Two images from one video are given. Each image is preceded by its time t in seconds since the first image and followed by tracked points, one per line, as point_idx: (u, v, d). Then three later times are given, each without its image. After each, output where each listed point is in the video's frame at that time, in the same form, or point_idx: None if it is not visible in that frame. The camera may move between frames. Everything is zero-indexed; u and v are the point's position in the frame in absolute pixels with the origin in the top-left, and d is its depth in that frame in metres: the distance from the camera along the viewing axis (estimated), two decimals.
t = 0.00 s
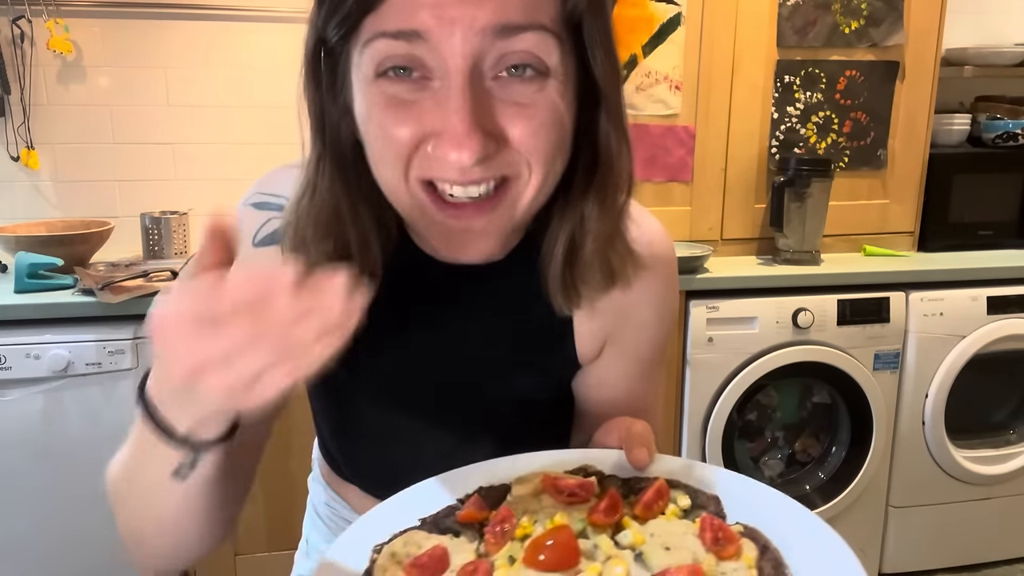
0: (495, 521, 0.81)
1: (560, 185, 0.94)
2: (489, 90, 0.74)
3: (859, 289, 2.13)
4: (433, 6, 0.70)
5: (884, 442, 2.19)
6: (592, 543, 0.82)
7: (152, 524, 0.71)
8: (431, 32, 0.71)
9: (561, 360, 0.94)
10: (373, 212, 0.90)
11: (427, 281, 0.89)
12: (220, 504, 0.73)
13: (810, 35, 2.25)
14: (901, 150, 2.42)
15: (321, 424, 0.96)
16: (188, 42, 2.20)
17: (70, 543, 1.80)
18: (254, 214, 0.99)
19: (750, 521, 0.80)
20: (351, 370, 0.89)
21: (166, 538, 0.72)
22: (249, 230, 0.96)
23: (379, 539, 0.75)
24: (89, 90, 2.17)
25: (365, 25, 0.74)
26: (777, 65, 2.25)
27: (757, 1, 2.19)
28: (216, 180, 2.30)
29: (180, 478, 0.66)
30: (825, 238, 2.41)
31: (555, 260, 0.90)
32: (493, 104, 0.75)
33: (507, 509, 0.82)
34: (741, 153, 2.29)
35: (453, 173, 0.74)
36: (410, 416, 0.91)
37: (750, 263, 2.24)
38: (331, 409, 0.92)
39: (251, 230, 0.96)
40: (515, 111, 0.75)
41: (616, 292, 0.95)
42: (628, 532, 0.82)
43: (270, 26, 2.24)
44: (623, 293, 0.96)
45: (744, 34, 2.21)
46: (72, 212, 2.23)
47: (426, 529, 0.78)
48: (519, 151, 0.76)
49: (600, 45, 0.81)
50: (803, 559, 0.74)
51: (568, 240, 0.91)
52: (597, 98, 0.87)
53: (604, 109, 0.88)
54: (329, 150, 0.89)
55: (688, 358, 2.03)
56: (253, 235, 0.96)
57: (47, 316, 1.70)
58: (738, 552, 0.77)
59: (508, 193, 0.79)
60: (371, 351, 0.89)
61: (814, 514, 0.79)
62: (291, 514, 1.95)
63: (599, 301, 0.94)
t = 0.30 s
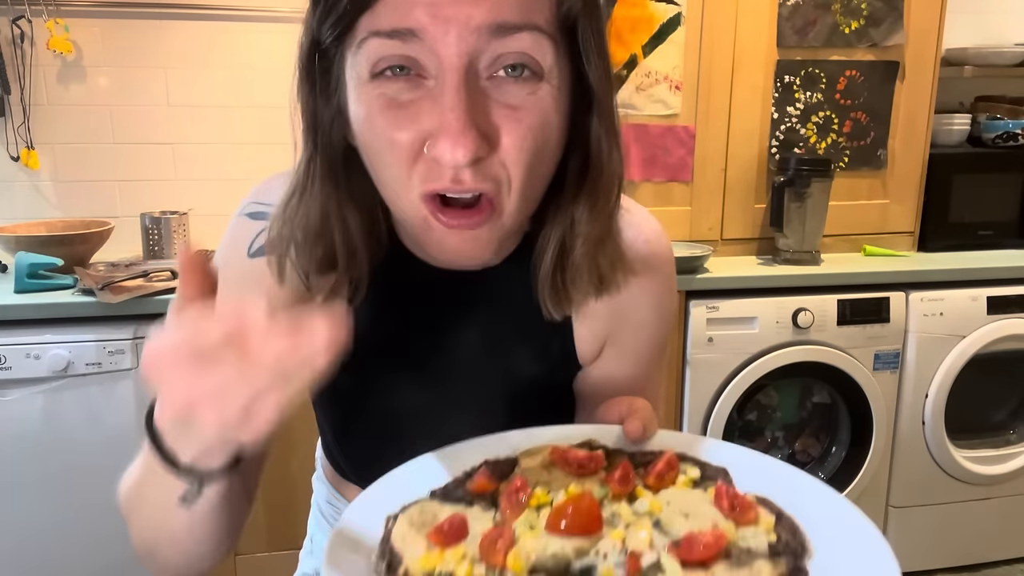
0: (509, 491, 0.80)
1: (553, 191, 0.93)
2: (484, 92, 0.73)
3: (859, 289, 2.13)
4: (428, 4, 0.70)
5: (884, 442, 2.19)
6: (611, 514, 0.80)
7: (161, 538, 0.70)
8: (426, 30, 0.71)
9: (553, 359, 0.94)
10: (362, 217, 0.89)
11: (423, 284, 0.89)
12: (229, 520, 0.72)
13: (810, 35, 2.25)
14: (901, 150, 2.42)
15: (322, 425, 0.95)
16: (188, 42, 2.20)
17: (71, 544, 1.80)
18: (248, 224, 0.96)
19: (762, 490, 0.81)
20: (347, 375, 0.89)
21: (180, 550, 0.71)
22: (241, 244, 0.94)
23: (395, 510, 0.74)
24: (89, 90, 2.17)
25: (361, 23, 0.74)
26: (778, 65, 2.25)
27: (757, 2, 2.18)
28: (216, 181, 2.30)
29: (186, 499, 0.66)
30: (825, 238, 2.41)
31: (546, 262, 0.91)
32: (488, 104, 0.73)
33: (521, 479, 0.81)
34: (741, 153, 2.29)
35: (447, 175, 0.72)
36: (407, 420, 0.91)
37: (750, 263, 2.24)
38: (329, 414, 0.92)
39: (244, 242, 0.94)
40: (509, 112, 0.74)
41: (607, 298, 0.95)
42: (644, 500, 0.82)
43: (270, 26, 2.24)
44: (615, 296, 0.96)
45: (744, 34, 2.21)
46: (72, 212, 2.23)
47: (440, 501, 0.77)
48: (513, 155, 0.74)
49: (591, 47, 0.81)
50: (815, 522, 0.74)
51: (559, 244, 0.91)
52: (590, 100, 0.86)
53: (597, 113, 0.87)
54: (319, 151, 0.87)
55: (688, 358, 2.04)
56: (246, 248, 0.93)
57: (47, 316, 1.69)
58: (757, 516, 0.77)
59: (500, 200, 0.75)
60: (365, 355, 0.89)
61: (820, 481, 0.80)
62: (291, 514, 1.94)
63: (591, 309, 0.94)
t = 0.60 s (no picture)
0: (516, 485, 0.81)
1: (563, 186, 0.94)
2: (515, 98, 0.71)
3: (859, 289, 2.13)
4: (465, 15, 0.67)
5: (884, 443, 2.19)
6: (618, 503, 0.83)
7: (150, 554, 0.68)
8: (463, 44, 0.67)
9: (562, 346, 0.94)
10: (376, 196, 0.88)
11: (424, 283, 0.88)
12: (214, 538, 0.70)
13: (810, 35, 2.25)
14: (901, 150, 2.42)
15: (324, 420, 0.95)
16: (188, 42, 2.20)
17: (70, 545, 1.80)
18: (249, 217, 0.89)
19: (771, 478, 0.83)
20: (348, 373, 0.89)
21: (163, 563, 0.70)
22: (243, 236, 0.88)
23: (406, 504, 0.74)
24: (89, 90, 2.17)
25: (391, 28, 0.70)
26: (778, 65, 2.25)
27: (757, 2, 2.19)
28: (216, 181, 2.30)
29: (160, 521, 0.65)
30: (825, 238, 2.41)
31: (556, 249, 0.91)
32: (519, 112, 0.72)
33: (527, 471, 0.83)
34: (741, 153, 2.29)
35: (477, 182, 0.71)
36: (410, 417, 0.90)
37: (750, 263, 2.24)
38: (331, 411, 0.92)
39: (245, 235, 0.88)
40: (539, 120, 0.73)
41: (615, 280, 0.96)
42: (651, 490, 0.84)
43: (269, 26, 2.24)
44: (620, 279, 0.96)
45: (744, 35, 2.21)
46: (72, 212, 2.23)
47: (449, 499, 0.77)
48: (541, 161, 0.74)
49: (617, 51, 0.82)
50: (826, 508, 0.75)
51: (572, 229, 0.92)
52: (607, 97, 0.88)
53: (614, 112, 0.89)
54: (331, 139, 0.85)
55: (688, 358, 2.04)
56: (246, 241, 0.87)
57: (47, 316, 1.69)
58: (763, 502, 0.79)
59: (522, 201, 0.75)
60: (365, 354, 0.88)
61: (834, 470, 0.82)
62: (292, 514, 1.94)
63: (599, 288, 0.95)
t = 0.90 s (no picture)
0: (509, 478, 0.84)
1: (578, 179, 0.94)
2: (525, 100, 0.71)
3: (859, 289, 2.13)
4: (478, 18, 0.66)
5: (884, 443, 2.18)
6: (608, 496, 0.85)
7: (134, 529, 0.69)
8: (476, 46, 0.67)
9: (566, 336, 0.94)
10: (388, 184, 0.88)
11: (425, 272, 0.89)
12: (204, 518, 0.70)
13: (810, 35, 2.25)
14: (901, 150, 2.42)
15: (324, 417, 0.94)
16: (188, 43, 2.20)
17: (69, 546, 1.80)
18: (256, 206, 0.87)
19: (764, 475, 0.85)
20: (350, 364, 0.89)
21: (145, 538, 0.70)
22: (248, 223, 0.85)
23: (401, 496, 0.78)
24: (89, 90, 2.17)
25: (403, 28, 0.69)
26: (778, 65, 2.25)
27: (757, 1, 2.19)
28: (216, 181, 2.30)
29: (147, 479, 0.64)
30: (825, 238, 2.41)
31: (579, 246, 0.92)
32: (528, 114, 0.72)
33: (521, 464, 0.85)
34: (741, 153, 2.29)
35: (487, 183, 0.71)
36: (412, 408, 0.90)
37: (750, 263, 2.24)
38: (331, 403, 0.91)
39: (250, 223, 0.84)
40: (548, 122, 0.73)
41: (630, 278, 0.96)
42: (642, 484, 0.86)
43: (269, 26, 2.24)
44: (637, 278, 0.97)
45: (744, 34, 2.21)
46: (72, 212, 2.23)
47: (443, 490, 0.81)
48: (550, 163, 0.74)
49: (634, 50, 0.82)
50: (817, 506, 0.77)
51: (593, 227, 0.93)
52: (623, 95, 0.88)
53: (631, 112, 0.89)
54: (344, 131, 0.85)
55: (688, 358, 2.04)
56: (252, 228, 0.84)
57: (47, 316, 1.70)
58: (753, 496, 0.81)
59: (531, 200, 0.75)
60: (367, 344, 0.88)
61: (829, 468, 0.84)
62: (291, 514, 1.94)
63: (619, 286, 0.96)
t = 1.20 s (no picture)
0: (499, 471, 0.84)
1: (572, 184, 0.93)
2: (512, 108, 0.70)
3: (859, 289, 2.13)
4: (463, 27, 0.66)
5: (884, 443, 2.18)
6: (595, 489, 0.86)
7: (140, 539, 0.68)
8: (461, 56, 0.66)
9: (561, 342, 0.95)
10: (385, 194, 0.86)
11: (423, 279, 0.89)
12: (199, 513, 0.69)
13: (810, 35, 2.25)
14: (901, 150, 2.42)
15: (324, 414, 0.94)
16: (188, 43, 2.20)
17: (69, 546, 1.80)
18: (258, 207, 0.86)
19: (751, 469, 0.88)
20: (346, 366, 0.89)
21: (144, 541, 0.69)
22: (251, 223, 0.84)
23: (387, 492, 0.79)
24: (89, 90, 2.17)
25: (393, 34, 0.69)
26: (778, 65, 2.25)
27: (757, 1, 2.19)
28: (216, 181, 2.30)
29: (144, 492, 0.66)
30: (825, 238, 2.41)
31: (568, 254, 0.92)
32: (516, 123, 0.71)
33: (510, 460, 0.85)
34: (741, 153, 2.29)
35: (473, 190, 0.70)
36: (406, 409, 0.91)
37: (750, 263, 2.24)
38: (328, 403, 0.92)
39: (252, 225, 0.84)
40: (537, 131, 0.72)
41: (625, 289, 0.97)
42: (630, 479, 0.87)
43: (270, 26, 2.24)
44: (629, 289, 0.97)
45: (744, 35, 2.21)
46: (72, 212, 2.23)
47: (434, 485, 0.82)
48: (538, 171, 0.73)
49: (624, 60, 0.80)
50: (800, 498, 0.80)
51: (582, 237, 0.92)
52: (619, 106, 0.86)
53: (625, 120, 0.87)
54: (341, 134, 0.83)
55: (688, 358, 2.04)
56: (254, 229, 0.83)
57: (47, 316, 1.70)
58: (738, 489, 0.83)
59: (521, 206, 0.75)
60: (365, 345, 0.89)
61: (814, 463, 0.86)
62: (291, 514, 1.94)
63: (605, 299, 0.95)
